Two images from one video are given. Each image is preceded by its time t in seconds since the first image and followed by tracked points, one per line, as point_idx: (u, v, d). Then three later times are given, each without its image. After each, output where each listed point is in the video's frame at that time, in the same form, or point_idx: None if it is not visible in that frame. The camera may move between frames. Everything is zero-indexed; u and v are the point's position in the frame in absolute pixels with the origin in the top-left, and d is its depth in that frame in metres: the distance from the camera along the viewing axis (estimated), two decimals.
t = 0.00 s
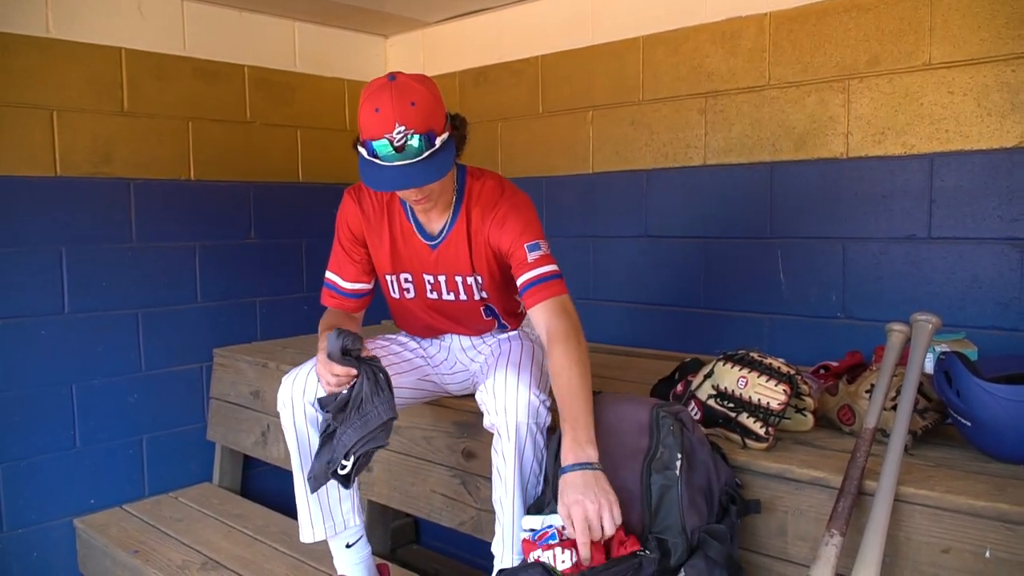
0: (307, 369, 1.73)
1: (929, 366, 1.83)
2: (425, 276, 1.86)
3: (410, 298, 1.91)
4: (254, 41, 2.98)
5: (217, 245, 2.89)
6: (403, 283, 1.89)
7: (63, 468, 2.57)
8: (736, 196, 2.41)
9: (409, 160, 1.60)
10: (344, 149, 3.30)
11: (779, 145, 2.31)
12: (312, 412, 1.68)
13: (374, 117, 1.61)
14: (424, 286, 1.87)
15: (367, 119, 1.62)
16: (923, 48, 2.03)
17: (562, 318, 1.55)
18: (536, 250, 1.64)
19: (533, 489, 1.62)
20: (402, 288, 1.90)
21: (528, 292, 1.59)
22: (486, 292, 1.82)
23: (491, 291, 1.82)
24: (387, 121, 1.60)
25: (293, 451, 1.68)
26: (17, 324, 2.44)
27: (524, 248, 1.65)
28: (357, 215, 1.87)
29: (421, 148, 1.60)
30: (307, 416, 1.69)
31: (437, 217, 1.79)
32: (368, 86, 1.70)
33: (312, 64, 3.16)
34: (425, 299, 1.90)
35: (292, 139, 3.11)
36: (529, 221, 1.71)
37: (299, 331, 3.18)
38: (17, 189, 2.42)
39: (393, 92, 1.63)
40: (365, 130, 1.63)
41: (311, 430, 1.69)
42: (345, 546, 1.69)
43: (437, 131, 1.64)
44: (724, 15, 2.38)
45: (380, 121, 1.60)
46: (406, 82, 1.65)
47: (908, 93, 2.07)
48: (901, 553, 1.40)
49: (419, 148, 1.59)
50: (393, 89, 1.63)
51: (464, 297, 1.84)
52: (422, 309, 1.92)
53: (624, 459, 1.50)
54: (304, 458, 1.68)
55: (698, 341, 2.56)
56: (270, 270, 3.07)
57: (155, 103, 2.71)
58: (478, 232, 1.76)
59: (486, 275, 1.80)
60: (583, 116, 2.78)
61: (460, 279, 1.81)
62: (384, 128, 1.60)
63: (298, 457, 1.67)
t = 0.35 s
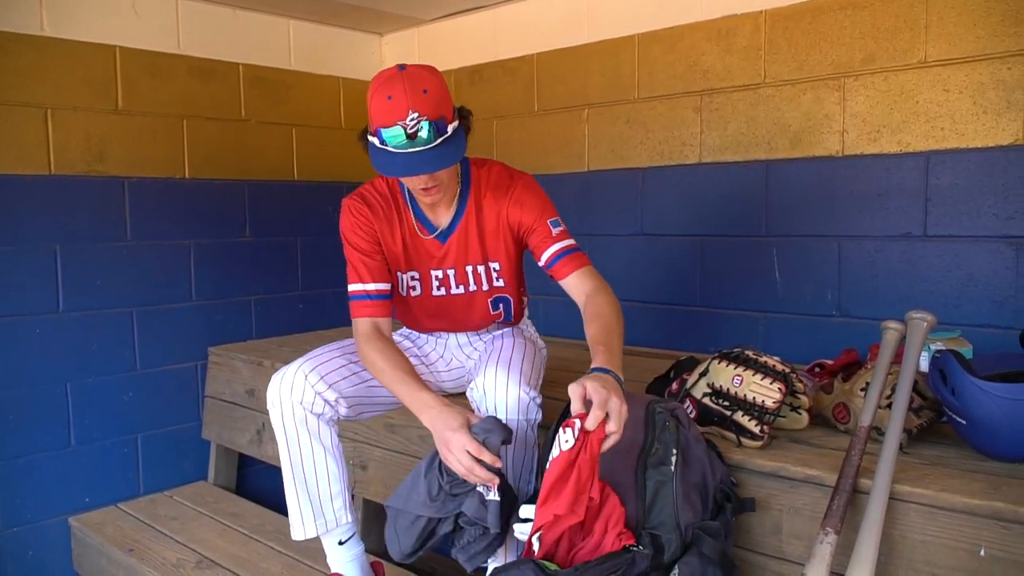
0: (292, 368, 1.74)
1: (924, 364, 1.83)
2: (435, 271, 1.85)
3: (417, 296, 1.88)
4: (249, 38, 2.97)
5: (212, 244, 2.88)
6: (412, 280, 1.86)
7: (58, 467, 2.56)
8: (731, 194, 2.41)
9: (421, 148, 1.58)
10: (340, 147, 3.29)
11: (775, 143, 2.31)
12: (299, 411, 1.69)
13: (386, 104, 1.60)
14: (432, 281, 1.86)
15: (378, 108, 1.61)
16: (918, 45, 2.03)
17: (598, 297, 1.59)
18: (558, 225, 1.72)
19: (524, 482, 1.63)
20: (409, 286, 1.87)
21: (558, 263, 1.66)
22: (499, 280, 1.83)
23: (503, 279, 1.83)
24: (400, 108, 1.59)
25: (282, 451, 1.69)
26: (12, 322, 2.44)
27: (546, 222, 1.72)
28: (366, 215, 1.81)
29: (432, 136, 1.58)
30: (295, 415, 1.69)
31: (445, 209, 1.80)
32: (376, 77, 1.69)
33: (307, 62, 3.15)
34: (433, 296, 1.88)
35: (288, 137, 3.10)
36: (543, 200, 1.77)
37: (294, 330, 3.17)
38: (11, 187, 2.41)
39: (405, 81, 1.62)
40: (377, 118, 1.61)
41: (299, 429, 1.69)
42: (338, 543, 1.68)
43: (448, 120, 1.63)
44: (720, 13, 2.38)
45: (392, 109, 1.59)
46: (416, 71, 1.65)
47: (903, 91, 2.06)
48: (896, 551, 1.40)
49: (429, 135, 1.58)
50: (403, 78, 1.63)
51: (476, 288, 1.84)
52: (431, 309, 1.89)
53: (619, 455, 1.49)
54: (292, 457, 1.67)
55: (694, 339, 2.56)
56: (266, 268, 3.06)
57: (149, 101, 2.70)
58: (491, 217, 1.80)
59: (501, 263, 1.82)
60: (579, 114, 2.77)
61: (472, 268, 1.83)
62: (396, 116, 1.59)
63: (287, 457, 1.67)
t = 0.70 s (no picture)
0: (285, 367, 1.76)
1: (915, 362, 1.84)
2: (447, 270, 1.81)
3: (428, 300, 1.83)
4: (241, 35, 2.95)
5: (203, 241, 2.87)
6: (424, 285, 1.81)
7: (47, 465, 2.55)
8: (723, 193, 2.42)
9: (430, 136, 1.57)
10: (332, 144, 3.28)
11: (767, 142, 2.31)
12: (290, 409, 1.69)
13: (396, 95, 1.59)
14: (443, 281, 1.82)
15: (388, 98, 1.60)
16: (910, 45, 2.04)
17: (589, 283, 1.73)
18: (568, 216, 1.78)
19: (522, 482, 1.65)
20: (421, 291, 1.81)
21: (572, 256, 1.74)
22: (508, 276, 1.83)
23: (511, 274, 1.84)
24: (410, 98, 1.58)
25: (274, 450, 1.69)
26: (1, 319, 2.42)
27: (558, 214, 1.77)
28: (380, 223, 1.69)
29: (442, 126, 1.57)
30: (286, 414, 1.70)
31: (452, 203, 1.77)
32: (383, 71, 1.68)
33: (299, 59, 3.14)
34: (443, 297, 1.84)
35: (279, 134, 3.09)
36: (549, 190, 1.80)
37: (286, 328, 3.16)
38: None
39: (415, 71, 1.61)
40: (387, 109, 1.60)
41: (290, 427, 1.69)
42: (329, 542, 1.67)
43: (458, 108, 1.62)
44: (712, 11, 2.38)
45: (403, 98, 1.58)
46: (424, 61, 1.64)
47: (894, 91, 2.07)
48: (886, 548, 1.41)
49: (439, 124, 1.56)
50: (413, 68, 1.62)
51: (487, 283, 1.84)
52: (438, 309, 1.86)
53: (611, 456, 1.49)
54: (283, 457, 1.69)
55: (686, 337, 2.56)
56: (258, 265, 3.04)
57: (140, 97, 2.69)
58: (499, 211, 1.80)
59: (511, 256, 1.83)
60: (572, 112, 2.77)
61: (481, 264, 1.82)
62: (405, 105, 1.58)
63: (278, 457, 1.69)
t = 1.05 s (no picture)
0: (286, 364, 1.72)
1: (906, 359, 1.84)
2: (437, 241, 1.89)
3: (416, 269, 1.89)
4: (233, 33, 2.94)
5: (195, 239, 2.86)
6: (413, 252, 1.88)
7: (38, 464, 2.53)
8: (716, 191, 2.41)
9: (432, 93, 1.70)
10: (325, 142, 3.27)
11: (759, 140, 2.31)
12: (293, 406, 1.67)
13: (405, 53, 1.74)
14: (433, 252, 1.89)
15: (399, 56, 1.74)
16: (902, 43, 2.04)
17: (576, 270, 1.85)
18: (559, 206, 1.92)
19: (515, 483, 1.61)
20: (409, 258, 1.88)
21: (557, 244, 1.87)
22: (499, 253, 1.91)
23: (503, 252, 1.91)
24: (418, 56, 1.72)
25: (274, 446, 1.67)
26: None
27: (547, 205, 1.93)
28: (375, 186, 1.85)
29: (445, 85, 1.71)
30: (287, 411, 1.67)
31: (451, 176, 1.90)
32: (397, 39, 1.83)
33: (291, 57, 3.13)
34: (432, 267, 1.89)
35: (271, 132, 3.08)
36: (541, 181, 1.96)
37: (278, 326, 3.15)
38: None
39: (427, 36, 1.76)
40: (396, 65, 1.75)
41: (292, 424, 1.67)
42: (326, 541, 1.66)
43: (461, 71, 1.76)
44: (705, 9, 2.38)
45: (411, 57, 1.73)
46: (438, 31, 1.79)
47: (887, 89, 2.07)
48: (878, 546, 1.41)
49: (442, 84, 1.71)
50: (424, 33, 1.77)
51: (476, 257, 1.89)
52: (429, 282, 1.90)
53: (603, 451, 1.49)
54: (283, 454, 1.66)
55: (679, 335, 2.56)
56: (250, 264, 3.03)
57: (132, 95, 2.67)
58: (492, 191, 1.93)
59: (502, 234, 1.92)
60: (565, 110, 2.77)
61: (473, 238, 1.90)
62: (413, 62, 1.72)
63: (279, 453, 1.67)
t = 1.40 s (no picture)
0: (294, 360, 1.72)
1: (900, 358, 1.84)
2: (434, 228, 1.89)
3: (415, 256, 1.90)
4: (228, 31, 2.94)
5: (190, 238, 2.85)
6: (411, 239, 1.90)
7: (33, 463, 2.53)
8: (711, 189, 2.41)
9: (428, 83, 1.72)
10: (320, 141, 3.26)
11: (754, 138, 2.31)
12: (301, 404, 1.67)
13: (412, 42, 1.76)
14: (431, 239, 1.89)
15: (404, 44, 1.77)
16: (896, 42, 2.04)
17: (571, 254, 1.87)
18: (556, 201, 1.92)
19: (510, 482, 1.62)
20: (407, 246, 1.90)
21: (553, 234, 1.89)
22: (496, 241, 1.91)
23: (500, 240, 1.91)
24: (420, 47, 1.74)
25: (279, 442, 1.66)
26: None
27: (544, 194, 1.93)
28: (374, 176, 1.89)
29: (441, 78, 1.72)
30: (295, 408, 1.67)
31: (448, 170, 1.90)
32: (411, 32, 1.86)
33: (286, 56, 3.13)
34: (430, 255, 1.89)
35: (266, 130, 3.07)
36: (539, 171, 1.95)
37: (273, 325, 3.14)
38: None
39: (437, 28, 1.78)
40: (402, 52, 1.77)
41: (299, 421, 1.67)
42: (325, 540, 1.66)
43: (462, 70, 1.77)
44: (700, 8, 2.38)
45: (414, 47, 1.75)
46: (449, 27, 1.80)
47: (881, 87, 2.07)
48: (873, 544, 1.41)
49: (441, 76, 1.72)
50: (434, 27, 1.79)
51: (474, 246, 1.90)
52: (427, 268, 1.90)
53: (598, 450, 1.50)
54: (289, 451, 1.66)
55: (674, 334, 2.56)
56: (245, 263, 3.03)
57: (127, 94, 2.67)
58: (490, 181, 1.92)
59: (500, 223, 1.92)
60: (560, 109, 2.77)
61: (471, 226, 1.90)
62: (415, 52, 1.74)
63: (284, 450, 1.66)
